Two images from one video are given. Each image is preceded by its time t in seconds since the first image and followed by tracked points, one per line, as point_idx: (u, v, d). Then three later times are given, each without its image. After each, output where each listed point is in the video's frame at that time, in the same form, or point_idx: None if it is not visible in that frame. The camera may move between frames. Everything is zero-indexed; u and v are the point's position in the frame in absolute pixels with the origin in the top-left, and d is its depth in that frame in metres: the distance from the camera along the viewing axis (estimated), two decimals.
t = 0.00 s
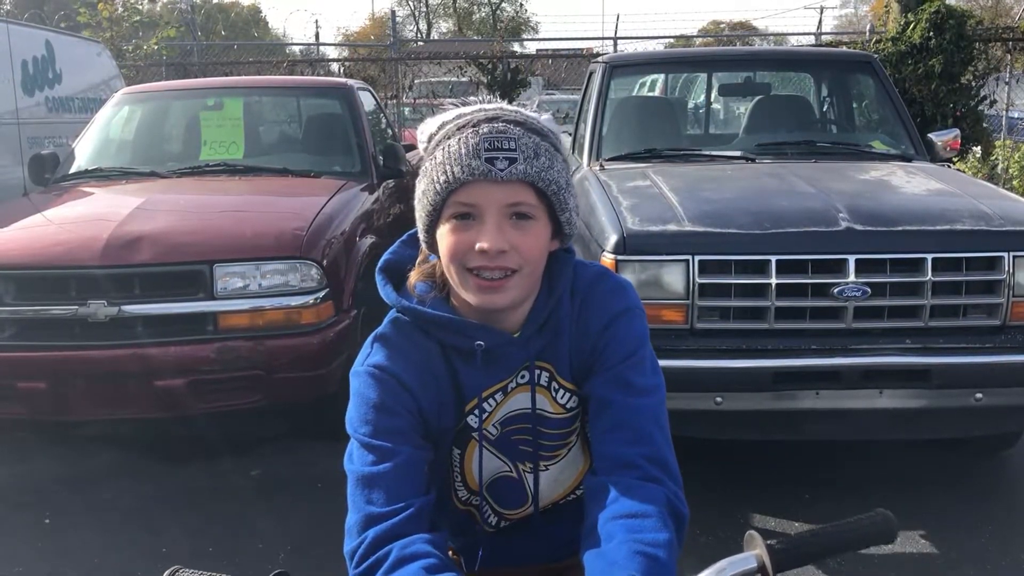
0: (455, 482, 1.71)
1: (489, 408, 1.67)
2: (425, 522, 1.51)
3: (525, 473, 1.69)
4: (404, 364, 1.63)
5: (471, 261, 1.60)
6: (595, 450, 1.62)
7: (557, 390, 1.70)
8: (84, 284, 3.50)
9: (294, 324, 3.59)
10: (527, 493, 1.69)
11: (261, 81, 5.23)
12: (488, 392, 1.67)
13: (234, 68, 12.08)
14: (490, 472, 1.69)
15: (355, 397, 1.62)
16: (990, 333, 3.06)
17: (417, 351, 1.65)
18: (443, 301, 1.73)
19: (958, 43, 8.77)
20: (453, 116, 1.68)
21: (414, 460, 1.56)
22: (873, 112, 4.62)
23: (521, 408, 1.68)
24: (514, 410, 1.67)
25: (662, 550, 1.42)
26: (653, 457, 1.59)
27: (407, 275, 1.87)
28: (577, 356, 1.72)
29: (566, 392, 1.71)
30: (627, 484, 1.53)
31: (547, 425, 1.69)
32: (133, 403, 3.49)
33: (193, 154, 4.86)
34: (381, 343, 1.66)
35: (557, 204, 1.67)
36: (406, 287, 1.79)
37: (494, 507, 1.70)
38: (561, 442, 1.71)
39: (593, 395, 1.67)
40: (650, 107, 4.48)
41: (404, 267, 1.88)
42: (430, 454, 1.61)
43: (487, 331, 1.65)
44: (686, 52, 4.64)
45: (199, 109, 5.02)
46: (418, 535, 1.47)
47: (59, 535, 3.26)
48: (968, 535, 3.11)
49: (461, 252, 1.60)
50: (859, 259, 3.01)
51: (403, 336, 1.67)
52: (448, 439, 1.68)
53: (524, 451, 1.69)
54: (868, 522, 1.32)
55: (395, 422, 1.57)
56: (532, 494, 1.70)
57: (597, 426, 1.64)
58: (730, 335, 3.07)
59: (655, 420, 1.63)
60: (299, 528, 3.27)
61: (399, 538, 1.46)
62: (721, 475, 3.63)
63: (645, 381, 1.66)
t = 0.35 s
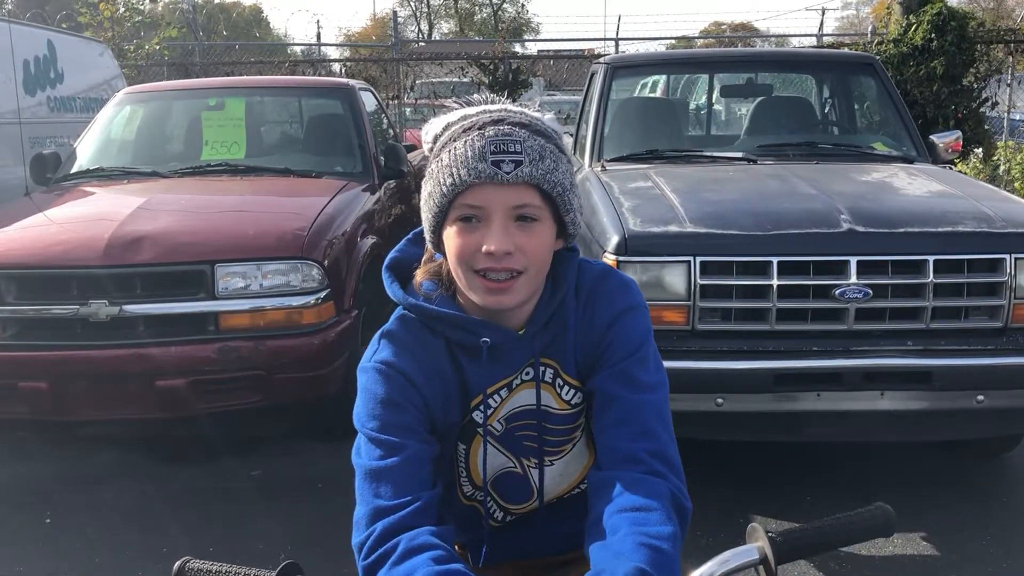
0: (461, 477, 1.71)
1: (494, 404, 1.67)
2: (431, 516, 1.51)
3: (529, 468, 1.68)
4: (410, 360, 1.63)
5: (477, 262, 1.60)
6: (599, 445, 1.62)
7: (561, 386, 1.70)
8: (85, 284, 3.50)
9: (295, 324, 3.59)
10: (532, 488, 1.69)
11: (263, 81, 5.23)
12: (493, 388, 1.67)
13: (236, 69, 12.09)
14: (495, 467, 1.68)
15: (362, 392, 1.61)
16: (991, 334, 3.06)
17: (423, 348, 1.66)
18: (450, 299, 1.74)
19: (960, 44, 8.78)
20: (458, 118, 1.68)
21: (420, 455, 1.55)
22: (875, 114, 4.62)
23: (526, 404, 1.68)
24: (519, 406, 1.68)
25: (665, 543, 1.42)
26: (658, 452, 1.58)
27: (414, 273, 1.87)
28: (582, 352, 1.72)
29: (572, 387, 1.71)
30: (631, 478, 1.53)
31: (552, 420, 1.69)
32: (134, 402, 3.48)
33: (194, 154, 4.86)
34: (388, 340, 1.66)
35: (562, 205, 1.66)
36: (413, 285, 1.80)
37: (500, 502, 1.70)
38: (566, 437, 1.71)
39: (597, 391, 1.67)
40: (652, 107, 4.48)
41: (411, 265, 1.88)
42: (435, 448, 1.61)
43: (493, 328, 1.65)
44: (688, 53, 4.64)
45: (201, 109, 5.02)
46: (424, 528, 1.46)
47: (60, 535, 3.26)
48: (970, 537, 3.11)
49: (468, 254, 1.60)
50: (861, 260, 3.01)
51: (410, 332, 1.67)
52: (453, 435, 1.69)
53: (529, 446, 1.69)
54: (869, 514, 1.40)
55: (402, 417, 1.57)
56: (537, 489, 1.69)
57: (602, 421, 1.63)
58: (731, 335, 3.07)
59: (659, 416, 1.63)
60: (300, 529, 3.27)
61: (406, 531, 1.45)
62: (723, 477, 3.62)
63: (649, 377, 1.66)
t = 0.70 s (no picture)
0: (467, 469, 1.71)
1: (501, 397, 1.67)
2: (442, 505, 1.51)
3: (535, 461, 1.70)
4: (419, 351, 1.63)
5: (489, 261, 1.59)
6: (605, 438, 1.62)
7: (569, 379, 1.70)
8: (87, 281, 3.50)
9: (297, 323, 3.60)
10: (539, 480, 1.70)
11: (265, 79, 5.22)
12: (500, 380, 1.67)
13: (238, 67, 12.10)
14: (501, 460, 1.69)
15: (371, 383, 1.61)
16: (993, 336, 3.06)
17: (431, 340, 1.66)
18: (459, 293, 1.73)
19: (963, 45, 8.78)
20: (467, 118, 1.68)
21: (429, 445, 1.55)
22: (877, 114, 4.62)
23: (533, 397, 1.68)
24: (526, 399, 1.68)
25: (674, 533, 1.40)
26: (664, 444, 1.58)
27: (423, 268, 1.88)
28: (589, 346, 1.73)
29: (579, 381, 1.71)
30: (638, 469, 1.53)
31: (558, 414, 1.69)
32: (135, 400, 3.49)
33: (196, 152, 4.86)
34: (397, 332, 1.66)
35: (571, 204, 1.67)
36: (421, 279, 1.79)
37: (506, 493, 1.71)
38: (572, 430, 1.71)
39: (604, 384, 1.67)
40: (654, 107, 4.48)
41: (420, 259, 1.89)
42: (443, 440, 1.61)
43: (502, 322, 1.66)
44: (690, 53, 4.63)
45: (203, 107, 5.03)
46: (434, 517, 1.46)
47: (61, 532, 3.26)
48: (970, 538, 3.11)
49: (479, 253, 1.60)
50: (863, 261, 3.02)
51: (418, 325, 1.67)
52: (461, 426, 1.68)
53: (535, 439, 1.70)
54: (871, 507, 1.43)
55: (411, 408, 1.57)
56: (544, 480, 1.71)
57: (608, 414, 1.63)
58: (733, 335, 3.07)
59: (665, 409, 1.63)
60: (300, 527, 3.27)
61: (417, 518, 1.44)
62: (723, 476, 3.62)
63: (656, 371, 1.67)
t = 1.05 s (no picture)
0: (482, 460, 1.71)
1: (517, 388, 1.67)
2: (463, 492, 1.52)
3: (548, 450, 1.69)
4: (439, 343, 1.63)
5: (510, 257, 1.59)
6: (618, 430, 1.63)
7: (582, 371, 1.71)
8: (87, 279, 3.50)
9: (297, 321, 3.60)
10: (552, 471, 1.70)
11: (265, 77, 5.23)
12: (517, 372, 1.67)
13: (239, 66, 12.10)
14: (516, 449, 1.69)
15: (393, 374, 1.61)
16: (991, 336, 3.06)
17: (451, 332, 1.65)
18: (476, 288, 1.74)
19: (963, 47, 8.80)
20: (484, 117, 1.68)
21: (451, 435, 1.56)
22: (877, 115, 4.62)
23: (547, 389, 1.68)
24: (541, 391, 1.68)
25: (692, 522, 1.42)
26: (679, 436, 1.59)
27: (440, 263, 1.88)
28: (603, 339, 1.73)
29: (591, 372, 1.72)
30: (654, 460, 1.53)
31: (572, 405, 1.70)
32: (134, 398, 3.49)
33: (196, 150, 4.86)
34: (417, 325, 1.67)
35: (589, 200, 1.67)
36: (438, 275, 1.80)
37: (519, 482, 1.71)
38: (585, 421, 1.72)
39: (618, 376, 1.68)
40: (654, 107, 4.48)
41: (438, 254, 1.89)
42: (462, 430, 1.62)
43: (519, 315, 1.65)
44: (690, 53, 4.64)
45: (203, 106, 5.03)
46: (457, 502, 1.46)
47: (60, 529, 3.26)
48: (969, 539, 3.11)
49: (499, 249, 1.60)
50: (862, 262, 3.02)
51: (438, 317, 1.67)
52: (478, 417, 1.68)
53: (549, 429, 1.70)
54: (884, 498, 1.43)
55: (433, 399, 1.58)
56: (556, 470, 1.71)
57: (622, 405, 1.64)
58: (732, 336, 3.07)
59: (678, 401, 1.64)
60: (300, 525, 3.27)
61: (442, 504, 1.45)
62: (722, 476, 3.63)
63: (668, 363, 1.68)
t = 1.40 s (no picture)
0: (490, 462, 1.69)
1: (530, 391, 1.67)
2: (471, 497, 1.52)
3: (555, 454, 1.69)
4: (453, 347, 1.63)
5: (529, 256, 1.58)
6: (628, 430, 1.65)
7: (591, 376, 1.72)
8: (84, 280, 3.50)
9: (294, 322, 3.59)
10: (559, 475, 1.70)
11: (263, 79, 5.22)
12: (530, 375, 1.67)
13: (236, 67, 12.09)
14: (523, 452, 1.68)
15: (404, 377, 1.61)
16: (988, 338, 3.06)
17: (464, 335, 1.65)
18: (489, 290, 1.74)
19: (960, 49, 8.81)
20: (506, 116, 1.68)
21: (461, 440, 1.56)
22: (874, 118, 4.63)
23: (558, 392, 1.69)
24: (552, 394, 1.68)
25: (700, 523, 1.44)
26: (687, 439, 1.62)
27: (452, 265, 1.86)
28: (613, 344, 1.74)
29: (601, 378, 1.73)
30: (666, 462, 1.57)
31: (581, 409, 1.70)
32: (131, 399, 3.48)
33: (194, 152, 4.86)
34: (431, 328, 1.66)
35: (608, 204, 1.67)
36: (451, 277, 1.78)
37: (525, 485, 1.69)
38: (593, 425, 1.72)
39: (629, 381, 1.69)
40: (651, 110, 4.49)
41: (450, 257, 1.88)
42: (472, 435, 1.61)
43: (533, 320, 1.66)
44: (687, 56, 4.65)
45: (200, 107, 5.02)
46: (460, 505, 1.46)
47: (57, 531, 3.26)
48: (966, 540, 3.12)
49: (519, 248, 1.59)
50: (859, 264, 3.02)
51: (450, 320, 1.67)
52: (488, 420, 1.67)
53: (557, 433, 1.69)
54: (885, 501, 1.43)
55: (444, 403, 1.58)
56: (563, 474, 1.70)
57: (631, 409, 1.66)
58: (729, 338, 3.08)
59: (687, 406, 1.67)
60: (297, 526, 3.27)
61: (446, 509, 1.45)
62: (720, 477, 3.63)
63: (677, 369, 1.70)
